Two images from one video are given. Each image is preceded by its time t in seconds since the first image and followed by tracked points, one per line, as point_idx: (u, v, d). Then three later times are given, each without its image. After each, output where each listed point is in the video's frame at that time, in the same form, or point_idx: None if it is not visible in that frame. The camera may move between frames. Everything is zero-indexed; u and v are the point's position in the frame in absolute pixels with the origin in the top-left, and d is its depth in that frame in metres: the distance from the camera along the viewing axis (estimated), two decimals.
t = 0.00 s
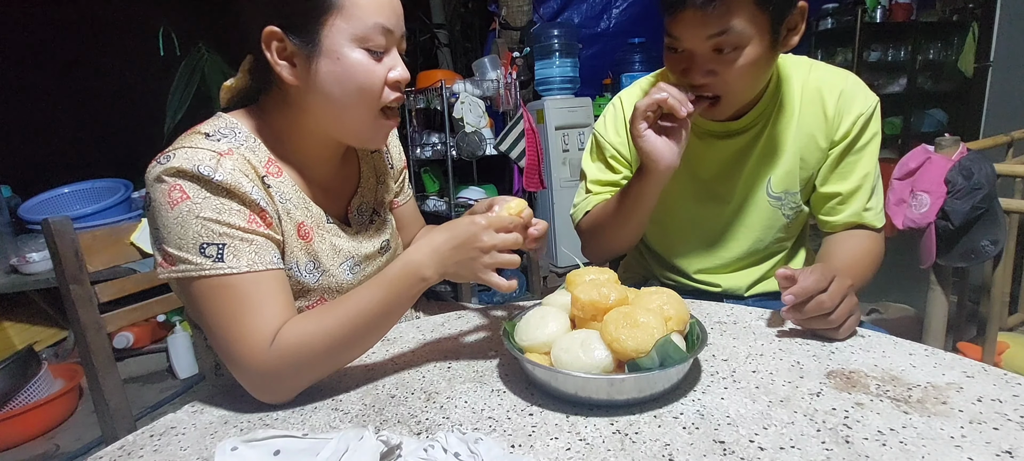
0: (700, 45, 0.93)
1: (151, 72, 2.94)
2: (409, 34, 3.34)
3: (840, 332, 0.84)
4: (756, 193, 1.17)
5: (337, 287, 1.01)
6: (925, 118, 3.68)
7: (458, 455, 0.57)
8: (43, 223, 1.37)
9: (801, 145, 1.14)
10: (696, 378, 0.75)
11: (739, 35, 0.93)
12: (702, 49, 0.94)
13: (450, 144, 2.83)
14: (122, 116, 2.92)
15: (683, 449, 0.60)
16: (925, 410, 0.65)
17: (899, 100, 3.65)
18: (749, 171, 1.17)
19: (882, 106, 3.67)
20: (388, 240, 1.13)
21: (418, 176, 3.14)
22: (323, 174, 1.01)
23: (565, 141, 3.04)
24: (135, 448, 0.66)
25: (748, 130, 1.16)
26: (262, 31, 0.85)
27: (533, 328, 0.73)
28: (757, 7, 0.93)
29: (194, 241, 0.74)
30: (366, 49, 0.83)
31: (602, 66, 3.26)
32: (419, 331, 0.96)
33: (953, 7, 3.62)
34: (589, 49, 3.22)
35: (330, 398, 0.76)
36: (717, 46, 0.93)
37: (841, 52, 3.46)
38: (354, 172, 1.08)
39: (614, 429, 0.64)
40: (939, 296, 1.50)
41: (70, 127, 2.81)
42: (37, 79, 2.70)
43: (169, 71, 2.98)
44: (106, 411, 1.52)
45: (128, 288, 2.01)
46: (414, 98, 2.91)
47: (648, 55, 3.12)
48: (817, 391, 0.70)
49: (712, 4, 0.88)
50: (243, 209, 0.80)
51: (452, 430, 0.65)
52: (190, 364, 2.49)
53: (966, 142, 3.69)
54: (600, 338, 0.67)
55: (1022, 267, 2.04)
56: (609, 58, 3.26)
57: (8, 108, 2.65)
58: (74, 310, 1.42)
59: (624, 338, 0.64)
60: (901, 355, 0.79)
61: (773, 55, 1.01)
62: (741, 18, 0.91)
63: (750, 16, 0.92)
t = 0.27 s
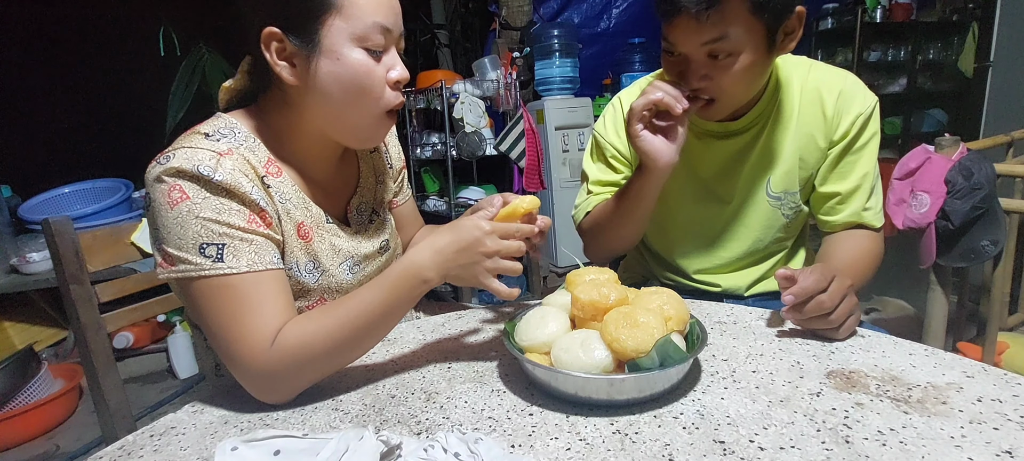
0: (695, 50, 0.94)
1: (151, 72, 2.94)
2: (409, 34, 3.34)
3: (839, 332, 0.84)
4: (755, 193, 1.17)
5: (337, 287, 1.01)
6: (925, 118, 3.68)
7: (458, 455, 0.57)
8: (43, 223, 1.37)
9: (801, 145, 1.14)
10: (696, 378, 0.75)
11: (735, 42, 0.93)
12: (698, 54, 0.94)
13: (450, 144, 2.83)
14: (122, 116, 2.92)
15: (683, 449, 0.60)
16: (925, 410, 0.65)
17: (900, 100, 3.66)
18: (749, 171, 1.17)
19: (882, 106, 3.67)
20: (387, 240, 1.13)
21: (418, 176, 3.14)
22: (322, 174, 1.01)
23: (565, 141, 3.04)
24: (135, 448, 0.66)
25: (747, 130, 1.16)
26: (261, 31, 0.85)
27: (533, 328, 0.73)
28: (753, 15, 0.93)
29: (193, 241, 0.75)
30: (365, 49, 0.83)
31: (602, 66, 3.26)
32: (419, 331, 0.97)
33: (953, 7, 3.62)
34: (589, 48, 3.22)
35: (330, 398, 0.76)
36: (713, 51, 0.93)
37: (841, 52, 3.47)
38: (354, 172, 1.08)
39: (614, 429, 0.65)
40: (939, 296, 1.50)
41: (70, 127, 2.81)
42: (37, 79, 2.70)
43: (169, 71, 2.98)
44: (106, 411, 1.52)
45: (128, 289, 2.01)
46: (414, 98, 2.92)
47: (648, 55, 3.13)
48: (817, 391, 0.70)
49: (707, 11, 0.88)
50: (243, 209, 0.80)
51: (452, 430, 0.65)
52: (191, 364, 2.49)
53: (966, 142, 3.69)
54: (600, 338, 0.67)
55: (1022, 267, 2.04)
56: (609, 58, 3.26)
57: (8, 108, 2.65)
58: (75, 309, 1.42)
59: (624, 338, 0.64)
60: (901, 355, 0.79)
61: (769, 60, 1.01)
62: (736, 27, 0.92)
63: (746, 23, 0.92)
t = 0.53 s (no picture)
0: (695, 51, 0.94)
1: (151, 71, 2.94)
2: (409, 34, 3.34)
3: (840, 332, 0.84)
4: (756, 193, 1.17)
5: (337, 287, 1.01)
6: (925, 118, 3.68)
7: (458, 455, 0.57)
8: (43, 223, 1.37)
9: (801, 145, 1.14)
10: (696, 378, 0.75)
11: (735, 43, 0.93)
12: (698, 55, 0.94)
13: (450, 144, 2.83)
14: (122, 116, 2.92)
15: (683, 449, 0.60)
16: (925, 410, 0.65)
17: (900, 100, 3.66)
18: (749, 171, 1.17)
19: (882, 106, 3.67)
20: (388, 240, 1.13)
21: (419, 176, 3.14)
22: (322, 174, 1.01)
23: (565, 141, 3.04)
24: (135, 448, 0.66)
25: (748, 130, 1.16)
26: (263, 31, 0.85)
27: (533, 328, 0.73)
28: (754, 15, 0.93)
29: (195, 241, 0.74)
30: (367, 51, 0.83)
31: (602, 66, 3.26)
32: (419, 331, 0.97)
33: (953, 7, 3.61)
34: (589, 48, 3.22)
35: (330, 398, 0.76)
36: (712, 52, 0.94)
37: (841, 52, 3.46)
38: (354, 173, 1.08)
39: (614, 429, 0.64)
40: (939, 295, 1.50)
41: (70, 127, 2.81)
42: (37, 79, 2.70)
43: (169, 71, 2.98)
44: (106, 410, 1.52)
45: (128, 288, 2.01)
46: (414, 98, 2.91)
47: (648, 55, 3.13)
48: (817, 391, 0.70)
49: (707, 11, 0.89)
50: (244, 208, 0.80)
51: (453, 430, 0.65)
52: (191, 364, 2.49)
53: (966, 142, 3.69)
54: (600, 338, 0.67)
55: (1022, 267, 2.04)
56: (609, 58, 3.26)
57: (8, 108, 2.65)
58: (75, 309, 1.42)
59: (624, 338, 0.64)
60: (901, 354, 0.79)
61: (768, 61, 1.01)
62: (737, 27, 0.92)
63: (745, 25, 0.92)
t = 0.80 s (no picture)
0: (702, 49, 0.93)
1: (151, 71, 2.93)
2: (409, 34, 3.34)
3: (840, 332, 0.84)
4: (756, 193, 1.18)
5: (337, 288, 1.01)
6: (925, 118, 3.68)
7: (458, 455, 0.57)
8: (43, 222, 1.37)
9: (801, 146, 1.15)
10: (696, 378, 0.75)
11: (745, 38, 0.93)
12: (704, 53, 0.94)
13: (450, 144, 2.83)
14: (122, 116, 2.91)
15: (683, 449, 0.60)
16: (924, 410, 0.65)
17: (900, 100, 3.65)
18: (750, 172, 1.17)
19: (883, 106, 3.67)
20: (388, 241, 1.13)
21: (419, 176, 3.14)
22: (322, 174, 1.01)
23: (565, 141, 3.04)
24: (135, 448, 0.66)
25: (749, 130, 1.16)
26: (264, 31, 0.85)
27: (533, 328, 0.73)
28: (763, 8, 0.92)
29: (196, 240, 0.74)
30: (370, 55, 0.83)
31: (602, 66, 3.26)
32: (420, 331, 0.97)
33: (953, 7, 3.61)
34: (589, 48, 3.22)
35: (330, 398, 0.76)
36: (720, 50, 0.93)
37: (841, 52, 3.46)
38: (354, 174, 1.08)
39: (614, 429, 0.65)
40: (939, 295, 1.50)
41: (70, 127, 2.81)
42: (37, 79, 2.70)
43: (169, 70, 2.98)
44: (105, 411, 1.52)
45: (128, 288, 2.01)
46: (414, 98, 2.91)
47: (648, 55, 3.12)
48: (817, 391, 0.70)
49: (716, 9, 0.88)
50: (245, 208, 0.80)
51: (453, 430, 0.65)
52: (191, 364, 2.49)
53: (966, 142, 3.69)
54: (600, 338, 0.67)
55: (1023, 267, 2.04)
56: (609, 58, 3.26)
57: (7, 108, 2.65)
58: (75, 309, 1.42)
59: (624, 338, 0.64)
60: (902, 355, 0.79)
61: (774, 59, 1.01)
62: (748, 21, 0.92)
63: (758, 17, 0.93)
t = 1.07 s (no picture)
0: (709, 48, 0.93)
1: (151, 71, 2.93)
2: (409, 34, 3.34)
3: (840, 332, 0.84)
4: (756, 193, 1.18)
5: (337, 288, 1.01)
6: (925, 118, 3.69)
7: (458, 455, 0.57)
8: (43, 222, 1.37)
9: (801, 146, 1.15)
10: (696, 378, 0.75)
11: (747, 38, 0.92)
12: (711, 51, 0.93)
13: (450, 144, 2.83)
14: (122, 116, 2.91)
15: (683, 449, 0.60)
16: (924, 409, 0.65)
17: (900, 100, 3.65)
18: (750, 172, 1.17)
19: (883, 106, 3.67)
20: (388, 241, 1.13)
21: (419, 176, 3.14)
22: (322, 174, 1.01)
23: (565, 141, 3.04)
24: (135, 448, 0.66)
25: (748, 130, 1.16)
26: (263, 31, 0.85)
27: (533, 328, 0.73)
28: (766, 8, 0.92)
29: (196, 240, 0.74)
30: (369, 56, 0.83)
31: (602, 67, 3.26)
32: (419, 331, 0.97)
33: (953, 7, 3.61)
34: (589, 49, 3.22)
35: (329, 398, 0.76)
36: (726, 48, 0.93)
37: (841, 52, 3.46)
38: (354, 174, 1.08)
39: (614, 429, 0.64)
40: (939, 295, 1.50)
41: (70, 127, 2.81)
42: (38, 79, 2.70)
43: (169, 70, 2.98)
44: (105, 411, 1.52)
45: (129, 288, 2.01)
46: (414, 98, 2.91)
47: (648, 55, 3.13)
48: (817, 391, 0.70)
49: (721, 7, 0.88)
50: (245, 208, 0.80)
51: (452, 430, 0.65)
52: (190, 364, 2.49)
53: (966, 142, 3.70)
54: (600, 338, 0.67)
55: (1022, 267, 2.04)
56: (609, 58, 3.26)
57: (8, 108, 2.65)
58: (75, 309, 1.42)
59: (624, 338, 0.64)
60: (901, 354, 0.79)
61: (779, 55, 1.00)
62: (751, 20, 0.91)
63: (761, 16, 0.92)
